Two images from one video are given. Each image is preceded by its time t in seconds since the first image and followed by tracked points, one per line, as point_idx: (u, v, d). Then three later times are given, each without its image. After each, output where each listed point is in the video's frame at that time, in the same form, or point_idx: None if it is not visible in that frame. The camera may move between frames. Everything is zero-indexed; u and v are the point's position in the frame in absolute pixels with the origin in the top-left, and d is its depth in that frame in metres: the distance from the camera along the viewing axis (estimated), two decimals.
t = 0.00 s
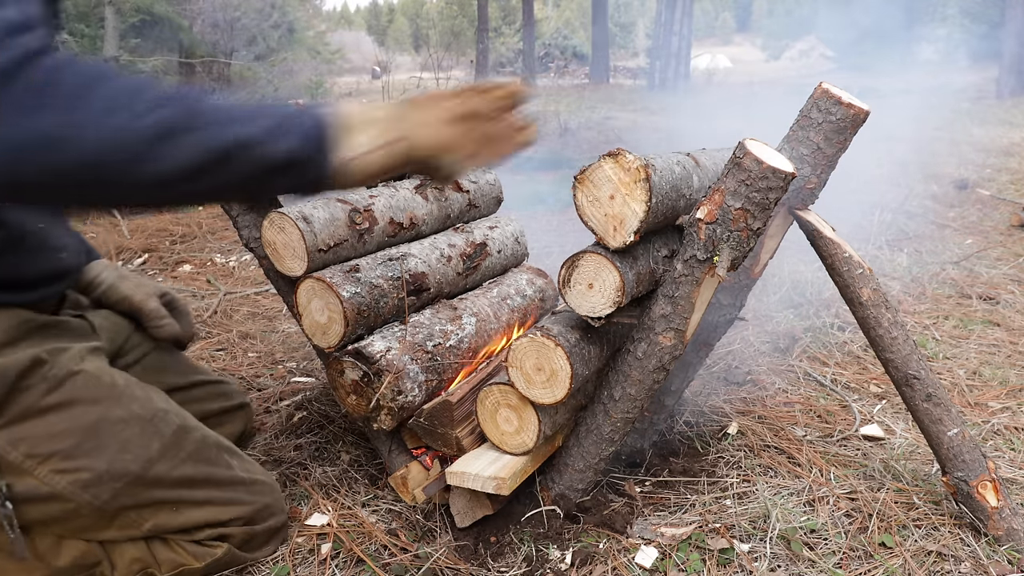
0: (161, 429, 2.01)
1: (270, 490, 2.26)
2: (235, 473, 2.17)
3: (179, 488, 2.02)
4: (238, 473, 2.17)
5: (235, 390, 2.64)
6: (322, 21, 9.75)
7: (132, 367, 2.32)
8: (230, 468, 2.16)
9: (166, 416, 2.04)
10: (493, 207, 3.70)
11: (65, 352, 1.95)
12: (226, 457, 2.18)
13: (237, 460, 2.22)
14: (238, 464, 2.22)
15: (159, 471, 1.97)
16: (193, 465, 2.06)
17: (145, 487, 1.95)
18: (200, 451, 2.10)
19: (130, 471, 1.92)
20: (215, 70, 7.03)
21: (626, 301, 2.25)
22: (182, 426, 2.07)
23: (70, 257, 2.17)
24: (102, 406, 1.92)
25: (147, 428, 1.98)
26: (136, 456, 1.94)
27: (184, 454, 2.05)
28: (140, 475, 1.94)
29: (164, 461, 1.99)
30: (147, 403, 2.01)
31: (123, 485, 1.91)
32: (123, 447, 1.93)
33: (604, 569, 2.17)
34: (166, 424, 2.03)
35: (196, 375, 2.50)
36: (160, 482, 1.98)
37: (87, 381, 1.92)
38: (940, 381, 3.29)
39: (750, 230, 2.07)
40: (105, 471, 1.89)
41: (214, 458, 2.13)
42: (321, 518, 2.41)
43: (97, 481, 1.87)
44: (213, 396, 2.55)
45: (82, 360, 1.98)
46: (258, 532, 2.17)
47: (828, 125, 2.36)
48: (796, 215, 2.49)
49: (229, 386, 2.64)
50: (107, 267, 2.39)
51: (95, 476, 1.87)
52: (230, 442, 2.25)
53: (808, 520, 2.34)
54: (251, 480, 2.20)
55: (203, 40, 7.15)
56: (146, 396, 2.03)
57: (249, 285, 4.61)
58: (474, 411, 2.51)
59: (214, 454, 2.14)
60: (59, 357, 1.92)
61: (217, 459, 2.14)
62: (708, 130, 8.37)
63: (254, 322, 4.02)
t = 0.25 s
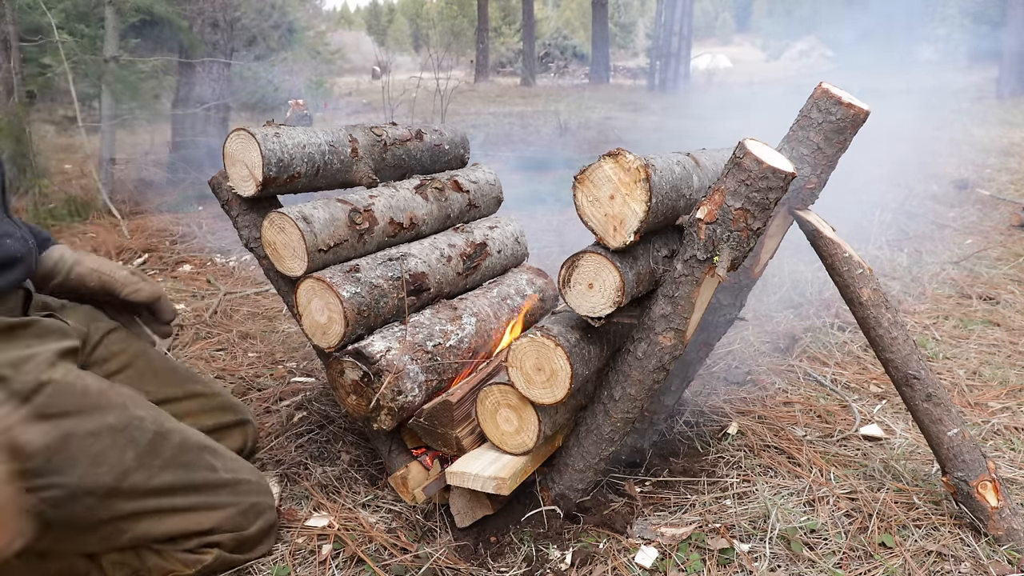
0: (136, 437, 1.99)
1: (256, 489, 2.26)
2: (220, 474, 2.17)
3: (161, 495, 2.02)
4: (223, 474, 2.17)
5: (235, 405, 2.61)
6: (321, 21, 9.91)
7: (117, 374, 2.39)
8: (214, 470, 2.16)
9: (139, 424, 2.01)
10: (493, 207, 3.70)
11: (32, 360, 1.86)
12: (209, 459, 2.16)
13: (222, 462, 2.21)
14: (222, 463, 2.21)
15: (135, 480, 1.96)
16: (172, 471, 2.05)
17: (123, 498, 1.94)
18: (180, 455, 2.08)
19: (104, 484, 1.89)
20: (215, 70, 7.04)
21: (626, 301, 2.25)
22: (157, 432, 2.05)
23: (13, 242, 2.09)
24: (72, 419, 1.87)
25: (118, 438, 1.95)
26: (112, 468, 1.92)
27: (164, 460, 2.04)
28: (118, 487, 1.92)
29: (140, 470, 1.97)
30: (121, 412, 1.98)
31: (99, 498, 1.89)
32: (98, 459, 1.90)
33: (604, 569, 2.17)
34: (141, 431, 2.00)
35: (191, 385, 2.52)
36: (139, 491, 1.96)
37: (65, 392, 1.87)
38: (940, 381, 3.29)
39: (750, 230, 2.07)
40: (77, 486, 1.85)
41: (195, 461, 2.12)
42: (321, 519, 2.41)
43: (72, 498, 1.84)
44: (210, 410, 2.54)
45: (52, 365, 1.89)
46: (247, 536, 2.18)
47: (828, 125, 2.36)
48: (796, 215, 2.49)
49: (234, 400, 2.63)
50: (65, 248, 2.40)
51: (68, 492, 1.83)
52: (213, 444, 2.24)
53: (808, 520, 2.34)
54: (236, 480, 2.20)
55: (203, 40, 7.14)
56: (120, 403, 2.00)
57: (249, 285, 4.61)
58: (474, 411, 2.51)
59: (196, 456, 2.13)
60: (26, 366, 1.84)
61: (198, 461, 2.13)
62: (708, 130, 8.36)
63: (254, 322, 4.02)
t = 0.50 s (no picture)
0: (112, 426, 1.75)
1: (257, 489, 1.99)
2: (214, 473, 1.90)
3: (142, 493, 1.75)
4: (218, 473, 1.91)
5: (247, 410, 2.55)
6: (322, 21, 9.68)
7: (138, 385, 2.35)
8: (208, 467, 1.90)
9: (113, 413, 1.78)
10: (493, 208, 3.70)
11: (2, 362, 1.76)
12: (201, 456, 1.91)
13: (216, 459, 1.95)
14: (219, 461, 1.96)
15: (111, 471, 1.68)
16: (156, 464, 1.79)
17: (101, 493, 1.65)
18: (164, 450, 1.83)
19: (71, 474, 1.59)
20: (215, 70, 7.03)
21: (626, 301, 2.25)
22: (135, 422, 1.82)
23: (5, 247, 1.97)
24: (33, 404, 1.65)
25: (89, 427, 1.70)
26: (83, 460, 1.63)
27: (144, 454, 1.78)
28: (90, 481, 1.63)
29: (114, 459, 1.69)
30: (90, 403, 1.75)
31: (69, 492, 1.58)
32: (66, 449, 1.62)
33: (604, 569, 2.17)
34: (117, 421, 1.77)
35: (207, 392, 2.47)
36: (117, 484, 1.69)
37: (22, 386, 1.67)
38: (940, 381, 3.29)
39: (750, 230, 2.07)
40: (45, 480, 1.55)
41: (184, 456, 1.87)
42: (321, 519, 2.41)
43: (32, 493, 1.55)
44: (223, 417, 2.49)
45: (20, 368, 1.77)
46: (244, 549, 1.87)
47: (828, 125, 2.36)
48: (796, 215, 2.49)
49: (244, 405, 2.57)
50: (111, 239, 2.42)
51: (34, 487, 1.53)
52: (206, 440, 1.99)
53: (808, 520, 2.34)
54: (230, 479, 1.93)
55: (203, 40, 7.13)
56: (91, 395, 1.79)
57: (249, 285, 4.61)
58: (474, 411, 2.51)
59: (185, 452, 1.88)
60: None
61: (189, 458, 1.87)
62: (708, 130, 8.36)
63: (254, 322, 4.02)
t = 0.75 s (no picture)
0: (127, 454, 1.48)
1: (273, 533, 1.73)
2: (228, 514, 1.66)
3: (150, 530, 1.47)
4: (232, 514, 1.67)
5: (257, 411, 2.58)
6: (322, 21, 9.66)
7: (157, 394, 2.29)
8: (224, 507, 1.67)
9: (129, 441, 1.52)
10: (493, 208, 3.70)
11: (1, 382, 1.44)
12: (218, 496, 1.69)
13: (232, 499, 1.73)
14: (234, 502, 1.73)
15: (122, 504, 1.42)
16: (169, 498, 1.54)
17: (107, 527, 1.39)
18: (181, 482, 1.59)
19: (84, 504, 1.35)
20: (215, 70, 7.03)
21: (626, 301, 2.25)
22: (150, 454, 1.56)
23: (22, 265, 1.74)
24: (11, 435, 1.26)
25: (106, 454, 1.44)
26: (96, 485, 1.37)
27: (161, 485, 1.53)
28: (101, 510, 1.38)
29: (129, 492, 1.42)
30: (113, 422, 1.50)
31: (77, 521, 1.34)
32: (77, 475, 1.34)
33: (604, 569, 2.17)
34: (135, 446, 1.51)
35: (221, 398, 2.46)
36: (125, 519, 1.43)
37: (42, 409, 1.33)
38: (940, 381, 3.29)
39: (750, 230, 2.07)
40: (53, 507, 1.31)
41: (200, 493, 1.63)
42: (321, 520, 2.41)
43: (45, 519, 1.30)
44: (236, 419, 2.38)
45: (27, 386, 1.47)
46: None
47: (828, 125, 2.36)
48: (795, 215, 2.49)
49: (252, 408, 2.58)
50: (92, 256, 2.10)
51: (42, 512, 1.29)
52: (219, 478, 1.77)
53: (808, 520, 2.34)
54: (245, 522, 1.68)
55: (203, 40, 7.12)
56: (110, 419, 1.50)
57: (249, 286, 4.61)
58: (474, 411, 2.51)
59: (200, 489, 1.65)
60: None
61: (203, 495, 1.64)
62: (709, 130, 8.36)
63: (254, 322, 4.02)
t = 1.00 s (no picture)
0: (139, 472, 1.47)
1: (288, 549, 1.67)
2: (244, 530, 1.59)
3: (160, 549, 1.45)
4: (249, 529, 1.60)
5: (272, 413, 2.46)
6: (322, 21, 9.68)
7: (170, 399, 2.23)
8: (241, 523, 1.60)
9: (144, 459, 1.50)
10: (493, 208, 3.70)
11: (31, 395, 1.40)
12: (235, 510, 1.61)
13: (249, 514, 1.65)
14: (250, 516, 1.65)
15: (132, 523, 1.41)
16: (183, 516, 1.50)
17: (117, 546, 1.39)
18: (195, 499, 1.55)
19: (95, 523, 1.35)
20: (216, 70, 7.03)
21: (626, 301, 2.25)
22: (166, 471, 1.53)
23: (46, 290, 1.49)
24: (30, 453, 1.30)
25: (120, 472, 1.44)
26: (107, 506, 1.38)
27: (174, 502, 1.50)
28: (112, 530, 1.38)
29: (140, 510, 1.43)
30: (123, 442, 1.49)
31: (88, 540, 1.34)
32: (89, 494, 1.36)
33: (605, 569, 2.18)
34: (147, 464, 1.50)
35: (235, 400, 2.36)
36: (136, 538, 1.42)
37: (57, 428, 1.36)
38: (940, 381, 3.29)
39: (750, 230, 2.07)
40: (64, 525, 1.31)
41: (215, 509, 1.57)
42: (321, 520, 2.41)
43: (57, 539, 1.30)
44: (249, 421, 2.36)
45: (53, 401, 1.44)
46: None
47: (828, 125, 2.36)
48: (795, 215, 2.49)
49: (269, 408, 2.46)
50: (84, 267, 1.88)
51: (54, 530, 1.30)
52: (238, 490, 1.70)
53: (808, 520, 2.34)
54: (261, 537, 1.62)
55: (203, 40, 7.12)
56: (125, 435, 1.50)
57: (249, 285, 4.61)
58: (475, 411, 2.50)
59: (216, 504, 1.58)
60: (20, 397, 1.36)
61: (220, 511, 1.57)
62: (709, 129, 8.36)
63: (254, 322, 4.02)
